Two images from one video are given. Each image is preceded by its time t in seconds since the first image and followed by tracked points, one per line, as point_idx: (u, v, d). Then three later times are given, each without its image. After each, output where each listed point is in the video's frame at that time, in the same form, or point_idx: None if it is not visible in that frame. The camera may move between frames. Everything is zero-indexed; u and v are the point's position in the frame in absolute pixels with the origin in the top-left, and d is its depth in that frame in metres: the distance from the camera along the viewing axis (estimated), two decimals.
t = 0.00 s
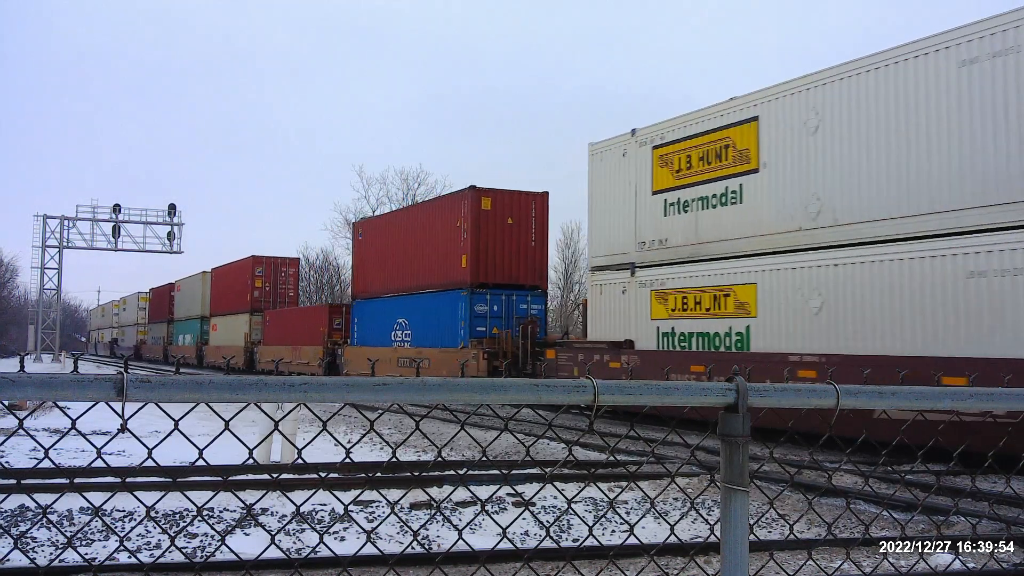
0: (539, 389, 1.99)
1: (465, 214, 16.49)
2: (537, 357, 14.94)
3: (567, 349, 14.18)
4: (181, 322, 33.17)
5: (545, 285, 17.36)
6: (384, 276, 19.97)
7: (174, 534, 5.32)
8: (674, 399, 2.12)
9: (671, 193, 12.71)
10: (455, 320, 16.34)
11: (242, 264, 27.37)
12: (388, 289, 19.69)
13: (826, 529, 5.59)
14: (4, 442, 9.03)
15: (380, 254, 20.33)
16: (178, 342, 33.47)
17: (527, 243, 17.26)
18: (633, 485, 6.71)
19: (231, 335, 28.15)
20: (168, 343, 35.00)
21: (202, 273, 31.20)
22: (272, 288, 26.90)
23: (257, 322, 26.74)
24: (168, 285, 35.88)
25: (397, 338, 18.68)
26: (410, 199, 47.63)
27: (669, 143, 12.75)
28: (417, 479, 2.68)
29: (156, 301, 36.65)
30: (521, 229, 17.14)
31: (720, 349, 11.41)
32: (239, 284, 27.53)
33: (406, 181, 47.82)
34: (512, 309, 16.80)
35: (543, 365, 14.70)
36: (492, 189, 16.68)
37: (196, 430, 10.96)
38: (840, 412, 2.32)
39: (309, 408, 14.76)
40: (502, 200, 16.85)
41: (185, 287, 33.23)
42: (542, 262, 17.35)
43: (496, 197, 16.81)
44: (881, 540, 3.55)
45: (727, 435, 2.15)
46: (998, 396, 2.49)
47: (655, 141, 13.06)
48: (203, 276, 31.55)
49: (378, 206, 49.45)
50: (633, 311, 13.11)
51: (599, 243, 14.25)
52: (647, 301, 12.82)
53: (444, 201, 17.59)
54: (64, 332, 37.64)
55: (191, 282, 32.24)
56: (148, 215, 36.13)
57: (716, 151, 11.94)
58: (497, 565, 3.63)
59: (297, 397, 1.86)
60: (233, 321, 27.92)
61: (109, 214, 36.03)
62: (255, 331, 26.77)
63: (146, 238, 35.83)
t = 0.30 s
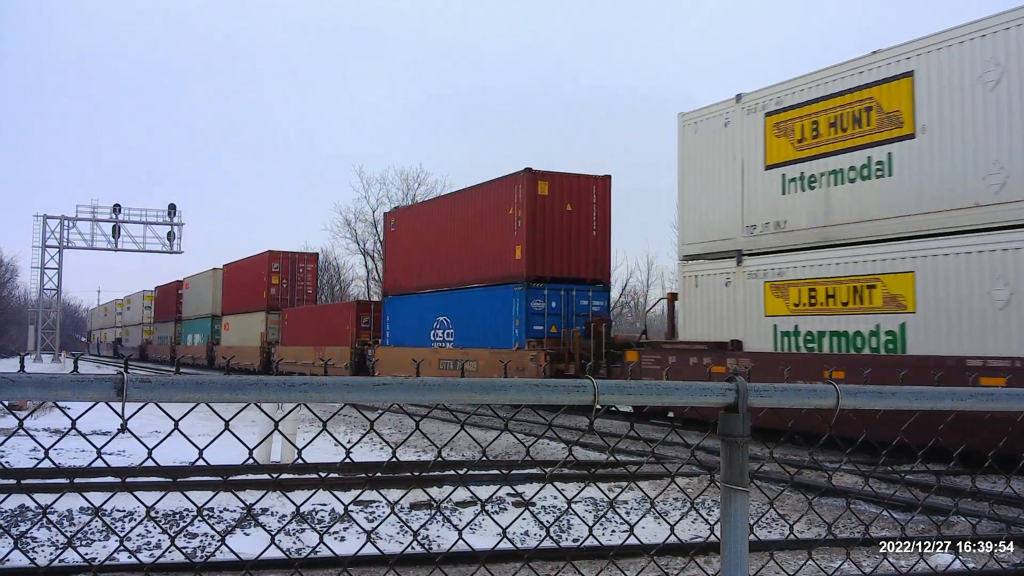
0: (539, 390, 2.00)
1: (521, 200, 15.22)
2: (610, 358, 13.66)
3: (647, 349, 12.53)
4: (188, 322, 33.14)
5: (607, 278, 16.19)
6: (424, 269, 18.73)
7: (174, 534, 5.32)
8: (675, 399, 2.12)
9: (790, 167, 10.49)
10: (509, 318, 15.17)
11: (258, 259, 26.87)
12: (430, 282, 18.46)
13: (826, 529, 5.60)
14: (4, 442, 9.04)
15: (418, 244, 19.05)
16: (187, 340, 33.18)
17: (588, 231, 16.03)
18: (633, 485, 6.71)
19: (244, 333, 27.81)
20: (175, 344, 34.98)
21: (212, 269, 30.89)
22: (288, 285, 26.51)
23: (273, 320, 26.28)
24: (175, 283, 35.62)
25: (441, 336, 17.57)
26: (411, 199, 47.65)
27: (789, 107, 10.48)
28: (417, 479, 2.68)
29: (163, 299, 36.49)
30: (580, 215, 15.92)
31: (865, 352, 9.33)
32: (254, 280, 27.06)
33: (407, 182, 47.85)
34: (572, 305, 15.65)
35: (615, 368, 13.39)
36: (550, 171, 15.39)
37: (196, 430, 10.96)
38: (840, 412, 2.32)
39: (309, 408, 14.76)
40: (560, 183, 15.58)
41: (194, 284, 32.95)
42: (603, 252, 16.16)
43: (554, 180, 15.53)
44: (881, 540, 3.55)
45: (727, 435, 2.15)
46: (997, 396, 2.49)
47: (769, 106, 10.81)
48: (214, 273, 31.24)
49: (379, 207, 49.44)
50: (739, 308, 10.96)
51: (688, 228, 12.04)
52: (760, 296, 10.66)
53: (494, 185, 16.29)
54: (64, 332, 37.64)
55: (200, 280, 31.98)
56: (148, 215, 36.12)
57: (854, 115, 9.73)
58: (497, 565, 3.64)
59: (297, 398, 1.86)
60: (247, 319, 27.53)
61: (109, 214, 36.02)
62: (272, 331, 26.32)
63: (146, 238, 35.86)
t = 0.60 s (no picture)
0: (539, 390, 2.00)
1: (590, 181, 14.02)
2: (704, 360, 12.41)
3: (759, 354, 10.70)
4: (196, 322, 32.92)
5: (684, 270, 14.89)
6: (473, 260, 17.47)
7: (174, 534, 5.32)
8: (675, 399, 2.12)
9: (962, 131, 8.68)
10: (576, 314, 14.04)
11: (277, 255, 26.12)
12: (480, 275, 17.19)
13: (825, 529, 5.60)
14: (4, 442, 9.04)
15: (467, 233, 17.82)
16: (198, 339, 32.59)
17: (663, 218, 14.78)
18: (632, 484, 6.72)
19: (259, 333, 27.17)
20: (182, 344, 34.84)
21: (224, 266, 30.29)
22: (307, 282, 25.81)
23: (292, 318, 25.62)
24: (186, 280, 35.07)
25: (495, 335, 16.37)
26: (411, 199, 47.64)
27: (956, 60, 8.72)
28: (417, 479, 2.68)
29: (172, 298, 36.05)
30: (655, 199, 14.68)
31: None
32: (273, 276, 26.28)
33: (407, 182, 47.97)
34: (646, 300, 14.49)
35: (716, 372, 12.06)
36: (622, 149, 14.23)
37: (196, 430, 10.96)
38: (840, 412, 2.32)
39: (309, 408, 14.77)
40: (632, 164, 14.41)
41: (204, 282, 32.49)
42: (678, 242, 14.88)
43: (626, 161, 14.35)
44: (881, 540, 3.55)
45: (727, 436, 2.15)
46: (997, 396, 2.49)
47: (929, 59, 9.03)
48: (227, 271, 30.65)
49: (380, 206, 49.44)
50: (890, 301, 9.14)
51: (819, 209, 10.23)
52: (920, 287, 8.87)
53: (557, 166, 15.04)
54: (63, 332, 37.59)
55: (212, 277, 31.40)
56: (148, 215, 36.13)
57: None
58: (497, 565, 3.64)
59: (297, 398, 1.86)
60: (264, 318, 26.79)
61: (109, 214, 36.01)
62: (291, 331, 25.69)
63: (146, 238, 35.89)
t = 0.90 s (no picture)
0: (539, 390, 2.00)
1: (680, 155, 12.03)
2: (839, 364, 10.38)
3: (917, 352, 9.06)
4: (204, 321, 32.29)
5: (787, 260, 12.78)
6: (528, 249, 15.58)
7: (174, 534, 5.32)
8: (675, 399, 2.12)
9: None
10: (664, 311, 12.10)
11: (298, 247, 24.82)
12: (538, 267, 15.24)
13: (826, 529, 5.59)
14: (4, 443, 9.04)
15: (519, 220, 16.00)
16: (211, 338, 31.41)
17: (764, 199, 12.64)
18: (632, 484, 6.71)
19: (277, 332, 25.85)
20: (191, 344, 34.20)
21: (238, 261, 29.07)
22: (329, 278, 24.51)
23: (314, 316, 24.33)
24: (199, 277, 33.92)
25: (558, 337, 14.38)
26: (412, 199, 47.54)
27: None
28: (417, 479, 2.68)
29: (184, 296, 35.03)
30: (755, 179, 12.58)
31: None
32: (293, 271, 24.90)
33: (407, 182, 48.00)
34: (744, 295, 12.39)
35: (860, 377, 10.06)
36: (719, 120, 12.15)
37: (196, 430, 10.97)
38: (840, 413, 2.32)
39: (309, 408, 14.76)
40: (731, 139, 12.34)
41: (216, 279, 31.36)
42: (781, 227, 12.72)
43: (721, 133, 12.24)
44: (881, 540, 3.55)
45: (727, 436, 2.15)
46: (998, 396, 2.49)
47: None
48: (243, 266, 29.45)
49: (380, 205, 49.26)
50: None
51: (1000, 178, 8.55)
52: None
53: (636, 140, 13.05)
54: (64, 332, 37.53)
55: (225, 274, 30.20)
56: (148, 215, 36.09)
57: None
58: (497, 565, 3.64)
59: (297, 398, 1.86)
60: (283, 315, 25.44)
61: (109, 214, 35.97)
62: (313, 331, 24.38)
63: (146, 238, 35.85)
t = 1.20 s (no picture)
0: (539, 390, 2.00)
1: (801, 123, 10.43)
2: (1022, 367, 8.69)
3: None
4: (215, 320, 31.45)
5: (926, 246, 10.92)
6: (603, 237, 14.03)
7: (174, 534, 5.32)
8: (675, 399, 2.12)
9: None
10: (782, 307, 10.48)
11: (320, 241, 23.39)
12: (617, 256, 13.69)
13: (826, 529, 5.60)
14: (4, 442, 9.05)
15: (591, 206, 14.49)
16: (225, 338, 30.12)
17: (897, 173, 10.91)
18: (632, 484, 6.72)
19: (299, 331, 24.41)
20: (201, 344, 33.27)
21: (253, 257, 27.76)
22: (354, 273, 23.02)
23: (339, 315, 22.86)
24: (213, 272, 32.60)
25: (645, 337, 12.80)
26: (412, 200, 47.47)
27: None
28: (417, 479, 2.68)
29: (196, 293, 33.85)
30: (886, 150, 10.86)
31: None
32: (316, 266, 23.48)
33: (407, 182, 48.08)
34: (880, 287, 10.65)
35: None
36: (845, 81, 10.54)
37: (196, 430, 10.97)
38: (840, 413, 2.32)
39: (309, 408, 14.76)
40: (859, 104, 10.69)
41: (230, 275, 30.06)
42: (919, 205, 10.94)
43: (849, 96, 10.62)
44: (881, 540, 3.54)
45: (727, 435, 2.15)
46: (998, 396, 2.49)
47: None
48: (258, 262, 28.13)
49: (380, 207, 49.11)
50: None
51: None
52: None
53: (743, 109, 11.47)
54: (63, 332, 37.48)
55: (240, 270, 28.87)
56: (148, 215, 35.99)
57: None
58: (497, 565, 3.64)
59: (298, 397, 1.86)
60: (306, 313, 24.02)
61: (109, 214, 35.92)
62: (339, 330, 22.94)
63: (146, 238, 35.78)
